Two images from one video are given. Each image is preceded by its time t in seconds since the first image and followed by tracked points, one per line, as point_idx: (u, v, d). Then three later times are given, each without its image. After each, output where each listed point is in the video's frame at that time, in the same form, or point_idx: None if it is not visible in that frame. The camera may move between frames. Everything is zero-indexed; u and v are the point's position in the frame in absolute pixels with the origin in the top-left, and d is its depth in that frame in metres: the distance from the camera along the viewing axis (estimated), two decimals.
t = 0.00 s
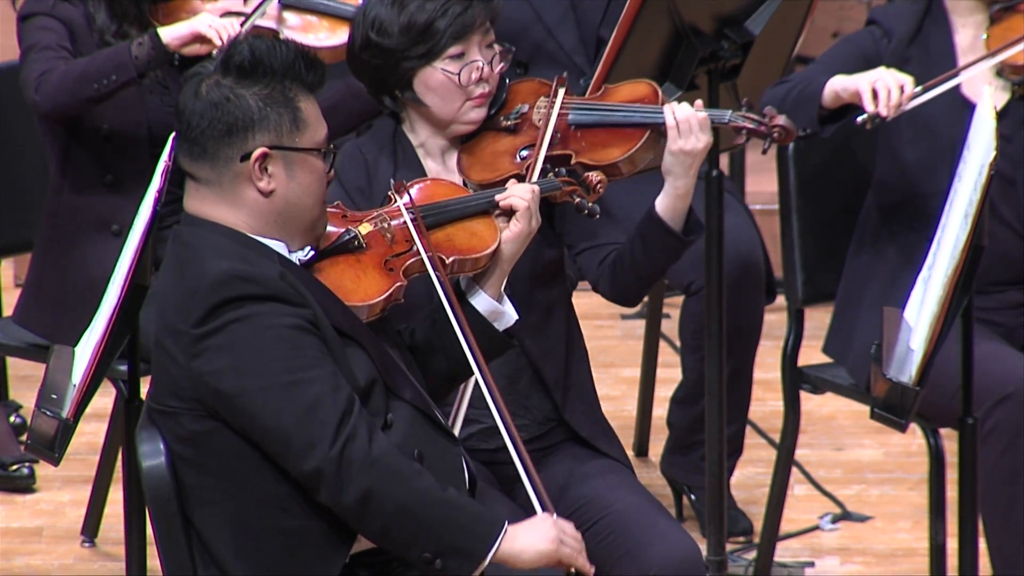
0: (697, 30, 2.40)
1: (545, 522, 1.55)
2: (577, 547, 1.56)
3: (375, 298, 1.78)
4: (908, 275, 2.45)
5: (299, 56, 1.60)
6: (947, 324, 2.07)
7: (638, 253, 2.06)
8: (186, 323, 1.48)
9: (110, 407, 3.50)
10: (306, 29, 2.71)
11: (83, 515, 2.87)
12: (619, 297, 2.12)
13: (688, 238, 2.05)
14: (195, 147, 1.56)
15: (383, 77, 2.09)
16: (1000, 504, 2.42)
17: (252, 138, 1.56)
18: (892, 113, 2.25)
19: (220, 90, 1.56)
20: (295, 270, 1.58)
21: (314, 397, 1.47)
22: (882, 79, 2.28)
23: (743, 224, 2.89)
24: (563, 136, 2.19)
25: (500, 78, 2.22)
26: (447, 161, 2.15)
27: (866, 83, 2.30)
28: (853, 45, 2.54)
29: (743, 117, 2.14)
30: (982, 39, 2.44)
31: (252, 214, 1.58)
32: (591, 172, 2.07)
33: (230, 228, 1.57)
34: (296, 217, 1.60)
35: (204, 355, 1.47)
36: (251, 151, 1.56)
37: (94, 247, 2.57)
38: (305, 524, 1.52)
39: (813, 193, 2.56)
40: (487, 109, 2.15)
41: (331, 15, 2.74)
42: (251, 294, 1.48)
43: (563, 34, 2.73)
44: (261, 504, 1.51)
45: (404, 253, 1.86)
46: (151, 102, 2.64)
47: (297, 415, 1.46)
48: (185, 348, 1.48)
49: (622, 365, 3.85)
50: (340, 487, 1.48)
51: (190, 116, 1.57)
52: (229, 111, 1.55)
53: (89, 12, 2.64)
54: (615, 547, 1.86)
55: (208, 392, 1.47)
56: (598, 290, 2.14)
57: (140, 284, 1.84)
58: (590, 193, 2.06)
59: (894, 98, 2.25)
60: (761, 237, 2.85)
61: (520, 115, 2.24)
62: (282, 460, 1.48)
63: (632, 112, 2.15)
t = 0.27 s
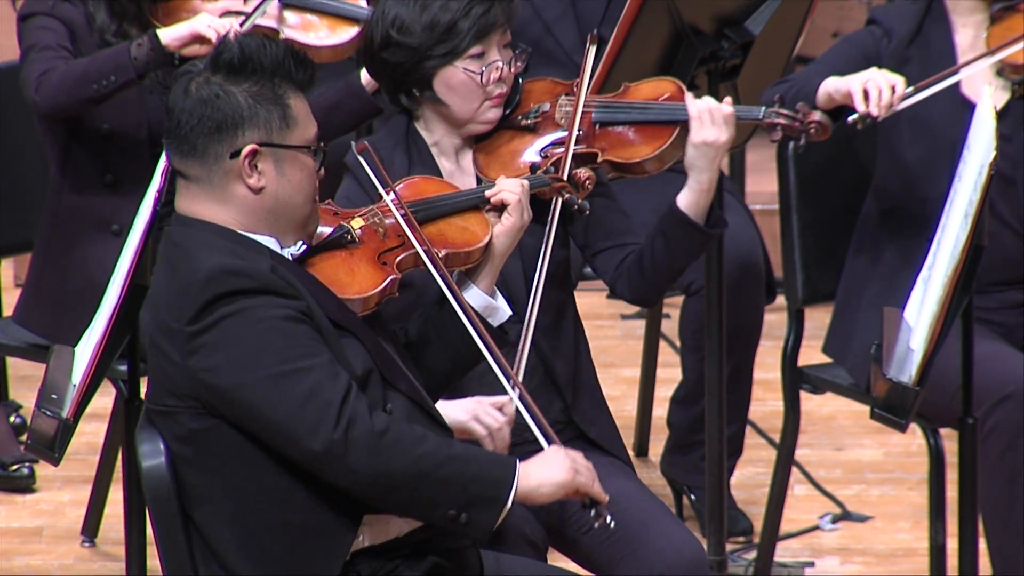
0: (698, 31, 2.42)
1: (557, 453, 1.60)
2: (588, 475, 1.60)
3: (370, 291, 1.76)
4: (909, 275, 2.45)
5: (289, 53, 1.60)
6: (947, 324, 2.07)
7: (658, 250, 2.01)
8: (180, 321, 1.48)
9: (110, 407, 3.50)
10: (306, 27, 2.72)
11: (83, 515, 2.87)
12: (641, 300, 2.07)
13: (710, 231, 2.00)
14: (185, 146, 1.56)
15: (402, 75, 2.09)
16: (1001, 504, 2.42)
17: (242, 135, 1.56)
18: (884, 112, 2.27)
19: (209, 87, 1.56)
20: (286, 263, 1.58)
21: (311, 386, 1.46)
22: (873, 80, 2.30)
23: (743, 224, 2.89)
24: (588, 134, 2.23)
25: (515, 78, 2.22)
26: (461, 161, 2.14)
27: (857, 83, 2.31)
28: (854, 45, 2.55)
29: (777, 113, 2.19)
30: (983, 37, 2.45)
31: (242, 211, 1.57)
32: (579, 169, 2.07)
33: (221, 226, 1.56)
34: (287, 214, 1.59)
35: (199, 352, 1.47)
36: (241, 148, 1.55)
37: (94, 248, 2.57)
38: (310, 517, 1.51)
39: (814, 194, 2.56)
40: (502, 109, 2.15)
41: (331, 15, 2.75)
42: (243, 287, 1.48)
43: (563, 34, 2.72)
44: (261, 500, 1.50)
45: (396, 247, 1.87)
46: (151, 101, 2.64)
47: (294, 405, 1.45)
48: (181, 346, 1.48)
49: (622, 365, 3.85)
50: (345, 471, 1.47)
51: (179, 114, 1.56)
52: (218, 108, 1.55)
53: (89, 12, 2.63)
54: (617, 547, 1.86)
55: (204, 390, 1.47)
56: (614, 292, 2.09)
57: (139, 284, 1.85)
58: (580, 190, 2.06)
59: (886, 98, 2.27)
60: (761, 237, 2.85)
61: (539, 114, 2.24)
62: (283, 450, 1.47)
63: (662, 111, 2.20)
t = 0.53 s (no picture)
0: (698, 31, 2.42)
1: (524, 434, 1.64)
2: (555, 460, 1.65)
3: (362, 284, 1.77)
4: (909, 274, 2.45)
5: (267, 48, 1.60)
6: (947, 324, 2.07)
7: (655, 259, 2.00)
8: (178, 318, 1.48)
9: (110, 407, 3.50)
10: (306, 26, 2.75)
11: (83, 515, 2.87)
12: (639, 312, 2.05)
13: (705, 239, 1.99)
14: (171, 146, 1.55)
15: (409, 75, 2.08)
16: (1001, 504, 2.42)
17: (228, 131, 1.56)
18: (877, 114, 2.28)
19: (192, 86, 1.55)
20: (280, 256, 1.58)
21: (314, 376, 1.46)
22: (868, 81, 2.31)
23: (743, 224, 2.89)
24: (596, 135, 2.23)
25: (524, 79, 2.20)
26: (469, 161, 2.14)
27: (851, 84, 2.32)
28: (855, 44, 2.56)
29: (789, 117, 2.23)
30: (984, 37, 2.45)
31: (232, 208, 1.57)
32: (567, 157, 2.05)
33: (212, 223, 1.55)
34: (277, 207, 1.59)
35: (198, 349, 1.47)
36: (228, 143, 1.55)
37: (94, 248, 2.57)
38: (316, 510, 1.51)
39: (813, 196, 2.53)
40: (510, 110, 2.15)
41: (331, 15, 2.77)
42: (240, 281, 1.48)
43: (563, 34, 2.72)
44: (265, 495, 1.50)
45: (393, 237, 1.88)
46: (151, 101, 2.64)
47: (300, 396, 1.45)
48: (180, 343, 1.48)
49: (622, 365, 3.85)
50: (354, 457, 1.47)
51: (164, 114, 1.56)
52: (203, 105, 1.55)
53: (89, 11, 2.63)
54: (617, 547, 1.86)
55: (205, 386, 1.47)
56: (615, 301, 2.08)
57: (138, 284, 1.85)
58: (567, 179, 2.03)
59: (879, 99, 2.28)
60: (761, 237, 2.85)
61: (548, 115, 2.24)
62: (287, 443, 1.47)
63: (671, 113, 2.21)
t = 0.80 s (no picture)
0: (698, 31, 2.42)
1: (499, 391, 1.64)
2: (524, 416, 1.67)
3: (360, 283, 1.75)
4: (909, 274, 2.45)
5: (273, 50, 1.60)
6: (947, 324, 2.07)
7: (664, 250, 2.00)
8: (179, 317, 1.48)
9: (110, 407, 3.50)
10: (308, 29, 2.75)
11: (83, 515, 2.87)
12: (647, 303, 2.05)
13: (717, 229, 2.00)
14: (171, 143, 1.56)
15: (416, 74, 2.08)
16: (1001, 504, 2.42)
17: (229, 132, 1.55)
18: (874, 113, 2.31)
19: (195, 84, 1.56)
20: (280, 256, 1.58)
21: (318, 372, 1.46)
22: (863, 82, 2.33)
23: (743, 224, 2.89)
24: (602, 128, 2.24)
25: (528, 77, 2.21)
26: (474, 159, 2.13)
27: (847, 84, 2.33)
28: (855, 44, 2.54)
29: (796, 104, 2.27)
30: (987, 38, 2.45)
31: (231, 208, 1.57)
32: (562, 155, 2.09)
33: (210, 222, 1.56)
34: (276, 208, 1.59)
35: (201, 348, 1.46)
36: (229, 144, 1.55)
37: (93, 248, 2.57)
38: (317, 505, 1.51)
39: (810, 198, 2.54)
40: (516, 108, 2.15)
41: (332, 18, 2.78)
42: (241, 278, 1.48)
43: (563, 34, 2.72)
44: (267, 492, 1.50)
45: (392, 236, 1.87)
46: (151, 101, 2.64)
47: (305, 392, 1.45)
48: (181, 343, 1.48)
49: (622, 365, 3.85)
50: (360, 452, 1.48)
51: (165, 112, 1.56)
52: (205, 105, 1.55)
53: (89, 12, 2.63)
54: (617, 547, 1.86)
55: (208, 385, 1.47)
56: (621, 293, 2.08)
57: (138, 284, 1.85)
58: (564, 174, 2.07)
59: (875, 99, 2.31)
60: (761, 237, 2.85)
61: (554, 110, 2.24)
62: (292, 439, 1.47)
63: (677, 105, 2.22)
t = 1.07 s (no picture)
0: (697, 31, 2.43)
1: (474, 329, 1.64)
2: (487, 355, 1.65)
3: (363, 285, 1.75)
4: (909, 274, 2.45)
5: (279, 53, 1.60)
6: (947, 324, 2.07)
7: (678, 237, 2.00)
8: (181, 317, 1.48)
9: (110, 407, 3.50)
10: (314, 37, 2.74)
11: (83, 515, 2.87)
12: (661, 291, 2.06)
13: (733, 217, 1.99)
14: (174, 143, 1.56)
15: (421, 72, 2.07)
16: (1001, 503, 2.42)
17: (233, 132, 1.55)
18: (871, 113, 2.29)
19: (200, 84, 1.56)
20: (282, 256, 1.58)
21: (322, 363, 1.46)
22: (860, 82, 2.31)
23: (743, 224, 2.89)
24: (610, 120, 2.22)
25: (532, 73, 2.21)
26: (481, 157, 2.13)
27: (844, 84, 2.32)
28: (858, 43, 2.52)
29: (807, 87, 2.22)
30: (989, 37, 2.46)
31: (234, 208, 1.57)
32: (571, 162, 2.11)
33: (212, 221, 1.56)
34: (278, 210, 1.59)
35: (203, 346, 1.47)
36: (233, 145, 1.55)
37: (93, 248, 2.57)
38: (321, 501, 1.52)
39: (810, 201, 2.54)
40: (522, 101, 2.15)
41: (333, 25, 2.79)
42: (243, 276, 1.48)
43: (563, 34, 2.72)
44: (271, 491, 1.50)
45: (394, 239, 1.85)
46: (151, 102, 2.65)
47: (311, 382, 1.45)
48: (183, 342, 1.48)
49: (622, 365, 3.85)
50: (365, 437, 1.48)
51: (170, 111, 1.56)
52: (209, 105, 1.55)
53: (90, 11, 2.61)
54: (618, 546, 1.86)
55: (211, 383, 1.47)
56: (634, 281, 2.08)
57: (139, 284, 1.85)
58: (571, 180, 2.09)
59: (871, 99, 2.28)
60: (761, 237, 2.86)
61: (560, 104, 2.25)
62: (297, 431, 1.47)
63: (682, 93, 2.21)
